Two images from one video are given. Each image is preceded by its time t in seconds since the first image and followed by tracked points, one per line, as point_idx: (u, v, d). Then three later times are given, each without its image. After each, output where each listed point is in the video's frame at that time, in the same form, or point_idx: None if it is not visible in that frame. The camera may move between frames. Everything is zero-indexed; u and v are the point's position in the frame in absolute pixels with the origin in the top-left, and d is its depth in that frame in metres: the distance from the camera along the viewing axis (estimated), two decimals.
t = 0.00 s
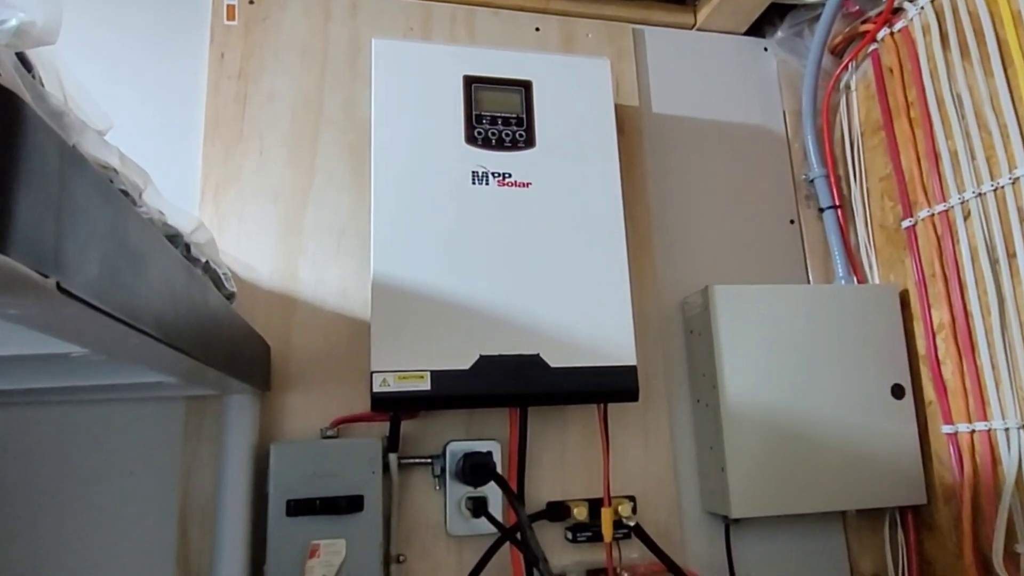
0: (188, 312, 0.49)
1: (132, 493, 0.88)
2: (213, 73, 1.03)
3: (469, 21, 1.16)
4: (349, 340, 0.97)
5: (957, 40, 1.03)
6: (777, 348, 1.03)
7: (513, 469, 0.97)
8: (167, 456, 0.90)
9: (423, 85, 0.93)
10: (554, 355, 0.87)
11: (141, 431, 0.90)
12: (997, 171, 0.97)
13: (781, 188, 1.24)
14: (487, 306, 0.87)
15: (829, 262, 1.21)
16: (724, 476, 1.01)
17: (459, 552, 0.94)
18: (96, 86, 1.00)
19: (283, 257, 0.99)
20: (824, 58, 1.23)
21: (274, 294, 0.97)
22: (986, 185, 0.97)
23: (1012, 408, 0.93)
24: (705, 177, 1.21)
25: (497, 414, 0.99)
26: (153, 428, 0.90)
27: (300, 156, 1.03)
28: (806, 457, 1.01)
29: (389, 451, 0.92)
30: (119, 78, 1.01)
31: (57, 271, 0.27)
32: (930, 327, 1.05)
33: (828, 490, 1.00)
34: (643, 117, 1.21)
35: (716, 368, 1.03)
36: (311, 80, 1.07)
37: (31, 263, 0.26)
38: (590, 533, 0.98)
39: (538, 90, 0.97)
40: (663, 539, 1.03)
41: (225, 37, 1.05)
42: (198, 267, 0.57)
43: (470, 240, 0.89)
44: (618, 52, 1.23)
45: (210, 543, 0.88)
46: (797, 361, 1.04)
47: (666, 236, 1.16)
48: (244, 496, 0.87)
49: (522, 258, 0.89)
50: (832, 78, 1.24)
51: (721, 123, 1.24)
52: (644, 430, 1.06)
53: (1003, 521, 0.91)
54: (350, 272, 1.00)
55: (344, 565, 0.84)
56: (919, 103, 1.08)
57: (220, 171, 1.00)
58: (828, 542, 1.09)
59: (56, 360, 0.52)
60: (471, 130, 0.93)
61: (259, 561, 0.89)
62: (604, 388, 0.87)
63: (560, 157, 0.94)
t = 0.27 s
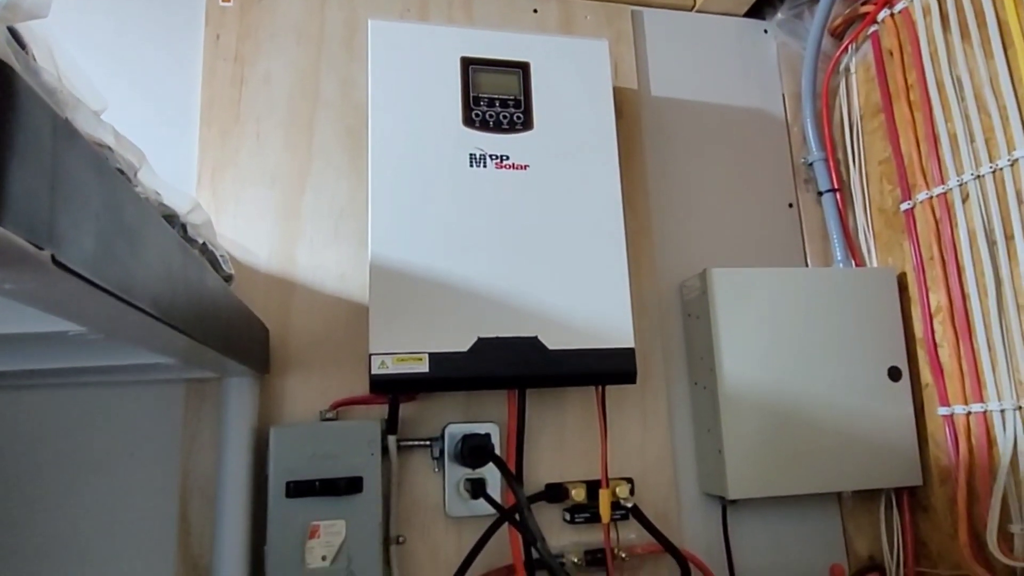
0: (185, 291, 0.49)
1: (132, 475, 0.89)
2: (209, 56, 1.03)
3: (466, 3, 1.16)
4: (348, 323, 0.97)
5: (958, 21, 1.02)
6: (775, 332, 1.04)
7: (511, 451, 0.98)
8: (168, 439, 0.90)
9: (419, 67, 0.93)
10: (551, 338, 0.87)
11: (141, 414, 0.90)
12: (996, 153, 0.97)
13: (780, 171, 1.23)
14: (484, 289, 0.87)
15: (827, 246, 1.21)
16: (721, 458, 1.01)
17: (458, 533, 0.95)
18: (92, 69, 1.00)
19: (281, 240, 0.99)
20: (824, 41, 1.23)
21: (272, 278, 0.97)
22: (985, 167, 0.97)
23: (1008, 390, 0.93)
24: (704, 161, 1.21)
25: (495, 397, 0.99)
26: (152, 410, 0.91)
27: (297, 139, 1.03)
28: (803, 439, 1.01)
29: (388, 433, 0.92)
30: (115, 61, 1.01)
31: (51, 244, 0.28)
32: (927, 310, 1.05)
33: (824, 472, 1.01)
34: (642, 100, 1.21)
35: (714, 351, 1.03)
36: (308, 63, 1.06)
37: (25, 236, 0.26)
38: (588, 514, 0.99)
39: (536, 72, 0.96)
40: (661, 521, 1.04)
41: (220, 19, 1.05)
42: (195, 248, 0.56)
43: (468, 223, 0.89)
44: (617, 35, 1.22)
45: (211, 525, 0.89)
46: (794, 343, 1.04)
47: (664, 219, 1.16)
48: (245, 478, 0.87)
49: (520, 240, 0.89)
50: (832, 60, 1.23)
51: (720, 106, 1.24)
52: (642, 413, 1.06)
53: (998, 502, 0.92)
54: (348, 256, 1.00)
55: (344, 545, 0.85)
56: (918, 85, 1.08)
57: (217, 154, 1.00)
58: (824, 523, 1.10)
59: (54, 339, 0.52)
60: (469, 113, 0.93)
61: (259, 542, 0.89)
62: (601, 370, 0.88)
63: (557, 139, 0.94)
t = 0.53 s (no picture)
0: (180, 259, 0.49)
1: (131, 448, 0.90)
2: (201, 29, 1.02)
3: None
4: (343, 298, 0.97)
5: None
6: (769, 306, 1.04)
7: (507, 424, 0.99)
8: (165, 412, 0.91)
9: (414, 40, 0.92)
10: (546, 311, 0.88)
11: (138, 388, 0.91)
12: (991, 127, 0.97)
13: (776, 147, 1.23)
14: (479, 263, 0.87)
15: (822, 222, 1.21)
16: (714, 431, 1.02)
17: (455, 505, 0.96)
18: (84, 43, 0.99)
19: (277, 216, 0.99)
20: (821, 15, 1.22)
21: (267, 253, 0.97)
22: (980, 140, 0.97)
23: (998, 362, 0.94)
24: (700, 137, 1.20)
25: (491, 371, 1.00)
26: (150, 385, 0.91)
27: (291, 114, 1.02)
28: (796, 412, 1.02)
29: (384, 406, 0.93)
30: (107, 35, 1.00)
31: (43, 197, 0.28)
32: (920, 285, 1.06)
33: (816, 444, 1.02)
34: (638, 75, 1.20)
35: (708, 326, 1.03)
36: (301, 37, 1.05)
37: (18, 188, 0.26)
38: (584, 486, 0.99)
39: (532, 45, 0.96)
40: (655, 493, 1.05)
41: None
42: (189, 217, 0.57)
43: (463, 197, 0.89)
44: (613, 9, 1.21)
45: (210, 497, 0.89)
46: (788, 318, 1.04)
47: (660, 195, 1.16)
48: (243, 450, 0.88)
49: (515, 215, 0.89)
50: (829, 35, 1.23)
51: (716, 81, 1.23)
52: (637, 387, 1.07)
53: (986, 473, 0.93)
54: (344, 231, 1.00)
55: (342, 516, 0.86)
56: (915, 59, 1.07)
57: (210, 129, 0.99)
58: (816, 496, 1.11)
59: (50, 306, 0.53)
60: (463, 86, 0.92)
61: (258, 514, 0.90)
62: (596, 343, 0.88)
63: (552, 113, 0.94)
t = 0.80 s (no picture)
0: (167, 225, 0.49)
1: (123, 422, 0.89)
2: None
3: None
4: (335, 273, 0.97)
5: None
6: (761, 280, 1.04)
7: (499, 398, 0.99)
8: (157, 387, 0.91)
9: (404, 10, 0.91)
10: (538, 284, 0.88)
11: (130, 362, 0.91)
12: (984, 99, 0.97)
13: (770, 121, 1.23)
14: (472, 236, 0.87)
15: (815, 196, 1.21)
16: (706, 404, 1.03)
17: (448, 478, 0.96)
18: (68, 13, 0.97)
19: (267, 190, 0.98)
20: None
21: (258, 227, 0.97)
22: (973, 114, 0.97)
23: (987, 335, 0.95)
24: (694, 111, 1.20)
25: (483, 345, 1.00)
26: (142, 358, 0.91)
27: (280, 86, 1.01)
28: (787, 385, 1.03)
29: (377, 380, 0.93)
30: (92, 5, 0.98)
31: (22, 148, 0.27)
32: (911, 259, 1.06)
33: (806, 416, 1.03)
34: (631, 48, 1.19)
35: (701, 299, 1.04)
36: (290, 7, 1.03)
37: None
38: (576, 459, 1.01)
39: (523, 16, 0.95)
40: (647, 466, 1.06)
41: None
42: (176, 184, 0.56)
43: (455, 170, 0.88)
44: None
45: (204, 471, 0.90)
46: (780, 292, 1.05)
47: (653, 169, 1.16)
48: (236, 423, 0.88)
49: (507, 188, 0.89)
50: (825, 8, 1.22)
51: (710, 55, 1.22)
52: (629, 361, 1.08)
53: (973, 444, 0.94)
54: (335, 205, 0.99)
55: (335, 488, 0.86)
56: (910, 31, 1.06)
57: (198, 101, 0.98)
58: (805, 468, 1.12)
59: (36, 274, 0.52)
60: (455, 57, 0.91)
61: (251, 487, 0.90)
62: (588, 317, 0.88)
63: (545, 85, 0.93)
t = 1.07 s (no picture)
0: (156, 193, 0.49)
1: (115, 395, 0.90)
2: None
3: None
4: (325, 247, 0.97)
5: None
6: (750, 254, 1.05)
7: (490, 370, 1.00)
8: (148, 361, 0.91)
9: None
10: (529, 257, 0.88)
11: (120, 336, 0.90)
12: (972, 73, 0.97)
13: (761, 96, 1.23)
14: (462, 209, 0.87)
15: (805, 172, 1.21)
16: (694, 377, 1.04)
17: (440, 450, 0.97)
18: None
19: (256, 164, 0.97)
20: None
21: (247, 201, 0.96)
22: (961, 88, 0.97)
23: (971, 308, 0.96)
24: (684, 85, 1.19)
25: (474, 319, 1.01)
26: (132, 332, 0.91)
27: (268, 59, 1.00)
28: (774, 358, 1.04)
29: (368, 353, 0.93)
30: None
31: (9, 106, 0.27)
32: (898, 233, 1.07)
33: (793, 389, 1.05)
34: (623, 21, 1.18)
35: (690, 274, 1.04)
36: None
37: None
38: (566, 431, 1.01)
39: None
40: (636, 438, 1.07)
41: None
42: (164, 153, 0.56)
43: (445, 143, 0.88)
44: None
45: (196, 444, 0.90)
46: (768, 266, 1.06)
47: (644, 144, 1.15)
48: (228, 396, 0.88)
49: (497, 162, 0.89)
50: None
51: (702, 29, 1.22)
52: (619, 335, 1.08)
53: (955, 414, 0.96)
54: (324, 179, 0.99)
55: (328, 459, 0.87)
56: (901, 5, 1.06)
57: (185, 73, 0.97)
58: (792, 440, 1.14)
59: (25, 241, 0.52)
60: (444, 29, 0.91)
61: (244, 460, 0.91)
62: (578, 289, 0.89)
63: (535, 58, 0.92)
